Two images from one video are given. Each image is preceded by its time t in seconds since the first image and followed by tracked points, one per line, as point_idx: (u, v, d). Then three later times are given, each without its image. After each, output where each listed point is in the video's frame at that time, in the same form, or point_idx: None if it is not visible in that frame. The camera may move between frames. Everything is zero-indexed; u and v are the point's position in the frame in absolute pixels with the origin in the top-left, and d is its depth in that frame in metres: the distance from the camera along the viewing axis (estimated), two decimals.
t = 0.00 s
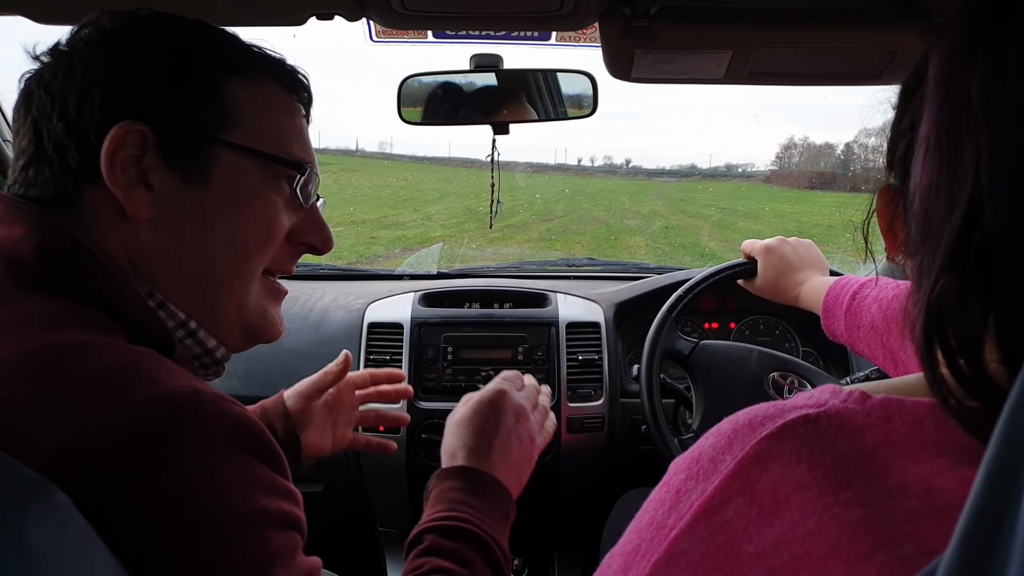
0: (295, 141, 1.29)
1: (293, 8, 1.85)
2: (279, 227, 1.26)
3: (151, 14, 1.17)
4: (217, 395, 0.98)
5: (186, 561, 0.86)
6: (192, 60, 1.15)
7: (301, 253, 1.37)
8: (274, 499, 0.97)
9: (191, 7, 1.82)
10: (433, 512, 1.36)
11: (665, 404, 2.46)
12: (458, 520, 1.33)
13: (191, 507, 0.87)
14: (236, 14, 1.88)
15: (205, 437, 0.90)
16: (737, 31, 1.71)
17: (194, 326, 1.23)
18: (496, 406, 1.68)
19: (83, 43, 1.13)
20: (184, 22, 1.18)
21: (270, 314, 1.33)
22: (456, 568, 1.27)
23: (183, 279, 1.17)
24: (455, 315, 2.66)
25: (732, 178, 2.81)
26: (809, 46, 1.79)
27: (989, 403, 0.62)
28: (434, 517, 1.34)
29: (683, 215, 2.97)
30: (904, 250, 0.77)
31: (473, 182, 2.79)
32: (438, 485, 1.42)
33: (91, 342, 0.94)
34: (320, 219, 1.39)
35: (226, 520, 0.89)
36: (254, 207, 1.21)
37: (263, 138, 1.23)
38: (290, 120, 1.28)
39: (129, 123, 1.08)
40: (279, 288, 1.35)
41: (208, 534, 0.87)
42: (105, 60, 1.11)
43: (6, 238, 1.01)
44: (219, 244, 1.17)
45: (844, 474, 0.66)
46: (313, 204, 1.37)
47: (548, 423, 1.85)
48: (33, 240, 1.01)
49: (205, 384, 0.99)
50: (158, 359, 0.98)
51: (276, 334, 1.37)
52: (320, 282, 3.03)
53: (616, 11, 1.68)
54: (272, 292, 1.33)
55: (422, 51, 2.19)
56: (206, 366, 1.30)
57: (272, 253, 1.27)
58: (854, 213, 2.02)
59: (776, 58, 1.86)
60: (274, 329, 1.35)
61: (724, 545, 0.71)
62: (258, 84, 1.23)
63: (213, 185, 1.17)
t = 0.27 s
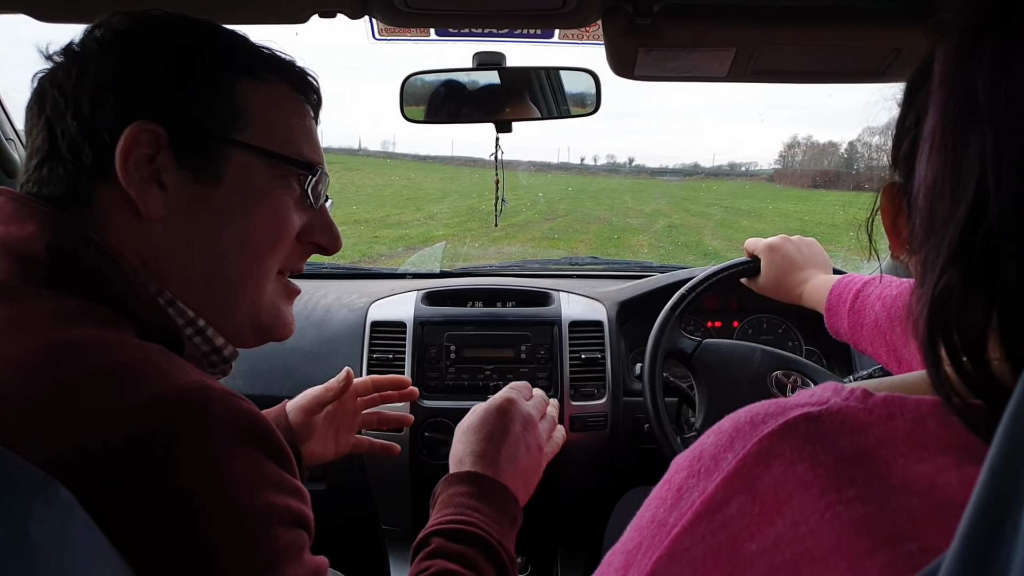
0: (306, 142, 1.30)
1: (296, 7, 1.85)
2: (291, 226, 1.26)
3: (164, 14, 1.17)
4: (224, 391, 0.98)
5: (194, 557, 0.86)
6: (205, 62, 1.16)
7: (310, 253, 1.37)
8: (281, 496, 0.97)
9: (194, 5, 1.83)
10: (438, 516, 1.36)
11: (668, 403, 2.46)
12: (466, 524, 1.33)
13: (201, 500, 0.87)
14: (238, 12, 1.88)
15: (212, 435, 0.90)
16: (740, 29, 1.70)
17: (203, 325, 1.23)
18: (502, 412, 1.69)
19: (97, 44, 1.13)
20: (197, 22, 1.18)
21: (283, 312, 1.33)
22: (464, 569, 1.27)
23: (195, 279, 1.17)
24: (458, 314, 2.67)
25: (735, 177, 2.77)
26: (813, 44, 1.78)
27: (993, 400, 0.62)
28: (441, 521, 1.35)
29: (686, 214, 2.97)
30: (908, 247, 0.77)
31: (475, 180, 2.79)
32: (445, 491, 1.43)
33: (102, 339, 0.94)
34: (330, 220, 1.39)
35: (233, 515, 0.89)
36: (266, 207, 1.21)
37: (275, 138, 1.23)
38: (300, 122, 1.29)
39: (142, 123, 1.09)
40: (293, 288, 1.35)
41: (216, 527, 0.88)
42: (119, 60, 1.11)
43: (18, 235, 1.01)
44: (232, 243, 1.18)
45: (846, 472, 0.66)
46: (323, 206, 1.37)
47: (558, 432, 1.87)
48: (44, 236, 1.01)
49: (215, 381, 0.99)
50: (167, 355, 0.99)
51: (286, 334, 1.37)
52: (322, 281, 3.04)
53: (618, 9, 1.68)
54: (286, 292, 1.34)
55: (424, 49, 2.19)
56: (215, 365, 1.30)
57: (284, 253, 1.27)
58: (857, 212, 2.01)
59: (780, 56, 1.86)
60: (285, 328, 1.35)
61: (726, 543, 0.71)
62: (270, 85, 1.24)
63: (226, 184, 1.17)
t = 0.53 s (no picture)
0: (290, 116, 1.29)
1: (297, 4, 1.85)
2: (280, 202, 1.26)
3: None
4: (221, 389, 0.98)
5: (192, 557, 0.87)
6: (180, 36, 1.15)
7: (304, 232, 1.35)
8: (280, 496, 0.97)
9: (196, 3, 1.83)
10: (446, 516, 1.37)
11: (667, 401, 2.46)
12: (472, 524, 1.34)
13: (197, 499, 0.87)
14: (239, 10, 1.88)
15: (211, 433, 0.91)
16: (741, 28, 1.70)
17: (196, 320, 1.23)
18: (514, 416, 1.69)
19: (65, 23, 1.13)
20: None
21: (278, 294, 1.32)
22: (467, 569, 1.28)
23: (184, 266, 1.17)
24: (458, 311, 2.67)
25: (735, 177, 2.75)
26: (813, 42, 1.78)
27: (990, 398, 0.62)
28: (448, 519, 1.36)
29: (687, 213, 2.97)
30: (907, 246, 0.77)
31: (476, 178, 2.80)
32: (453, 492, 1.43)
33: (98, 337, 0.94)
34: (320, 195, 1.38)
35: (230, 515, 0.89)
36: (253, 188, 1.21)
37: (256, 116, 1.23)
38: (283, 97, 1.28)
39: (121, 107, 1.08)
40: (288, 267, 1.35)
41: (213, 526, 0.88)
42: (90, 40, 1.11)
43: (4, 230, 1.01)
44: (219, 227, 1.18)
45: (844, 470, 0.66)
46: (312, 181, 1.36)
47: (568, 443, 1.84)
48: (31, 233, 1.02)
49: (209, 380, 0.99)
50: (160, 352, 0.99)
51: (283, 315, 1.37)
52: (322, 279, 3.06)
53: (619, 8, 1.68)
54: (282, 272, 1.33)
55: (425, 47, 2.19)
56: (208, 360, 1.29)
57: (277, 233, 1.26)
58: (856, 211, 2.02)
59: (781, 55, 1.86)
60: (279, 311, 1.34)
61: (725, 540, 0.71)
62: (250, 60, 1.23)
63: (211, 168, 1.17)
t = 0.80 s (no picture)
0: (281, 114, 1.29)
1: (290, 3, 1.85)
2: (270, 202, 1.26)
3: None
4: (207, 390, 0.97)
5: (180, 557, 0.86)
6: (174, 32, 1.13)
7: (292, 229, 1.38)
8: (269, 497, 0.97)
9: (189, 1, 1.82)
10: (442, 522, 1.37)
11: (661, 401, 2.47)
12: (468, 530, 1.34)
13: (185, 501, 0.87)
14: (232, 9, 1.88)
15: (198, 432, 0.90)
16: (733, 28, 1.70)
17: (181, 319, 1.22)
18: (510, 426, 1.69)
19: (51, 15, 1.10)
20: None
21: (258, 304, 1.32)
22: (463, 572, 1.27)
23: (172, 267, 1.17)
24: (451, 311, 2.67)
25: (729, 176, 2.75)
26: (806, 42, 1.79)
27: (977, 398, 0.63)
28: (445, 525, 1.36)
29: (681, 213, 2.98)
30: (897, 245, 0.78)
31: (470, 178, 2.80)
32: (449, 499, 1.44)
33: (77, 338, 0.94)
34: (309, 192, 1.39)
35: (220, 514, 0.89)
36: (242, 188, 1.21)
37: (247, 115, 1.22)
38: (274, 94, 1.28)
39: (109, 106, 1.07)
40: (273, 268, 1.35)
41: (200, 527, 0.87)
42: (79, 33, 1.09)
43: None
44: (207, 227, 1.18)
45: (834, 468, 0.66)
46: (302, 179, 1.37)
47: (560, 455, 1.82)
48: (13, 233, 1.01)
49: (197, 380, 0.99)
50: (146, 352, 0.98)
51: (263, 321, 1.36)
52: (315, 278, 3.02)
53: (612, 7, 1.68)
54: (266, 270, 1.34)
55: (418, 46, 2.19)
56: (193, 360, 1.30)
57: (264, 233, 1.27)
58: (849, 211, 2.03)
59: (774, 55, 1.86)
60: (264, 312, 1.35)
61: (715, 539, 0.71)
62: (243, 55, 1.22)
63: (201, 168, 1.17)
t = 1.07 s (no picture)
0: (263, 107, 1.28)
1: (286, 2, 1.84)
2: (253, 197, 1.26)
3: None
4: (203, 389, 0.97)
5: (176, 555, 0.86)
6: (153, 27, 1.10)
7: (278, 222, 1.38)
8: (264, 493, 0.97)
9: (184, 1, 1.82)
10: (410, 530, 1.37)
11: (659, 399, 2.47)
12: (439, 534, 1.34)
13: (179, 497, 0.87)
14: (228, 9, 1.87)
15: (195, 430, 0.90)
16: (730, 26, 1.70)
17: (173, 313, 1.23)
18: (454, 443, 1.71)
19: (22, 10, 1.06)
20: None
21: (246, 292, 1.33)
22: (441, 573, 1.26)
23: (158, 266, 1.17)
24: (449, 310, 2.66)
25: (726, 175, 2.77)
26: (802, 40, 1.79)
27: (975, 395, 0.63)
28: (416, 533, 1.35)
29: (678, 212, 2.95)
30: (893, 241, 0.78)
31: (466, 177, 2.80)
32: (416, 507, 1.43)
33: (69, 336, 0.93)
34: (294, 183, 1.39)
35: (215, 511, 0.89)
36: (225, 186, 1.21)
37: (228, 112, 1.21)
38: (257, 86, 1.27)
39: (86, 106, 1.06)
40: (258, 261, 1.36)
41: (195, 524, 0.87)
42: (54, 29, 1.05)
43: None
44: (192, 226, 1.17)
45: (832, 464, 0.66)
46: (286, 172, 1.36)
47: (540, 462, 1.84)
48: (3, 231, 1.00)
49: (192, 379, 0.98)
50: (141, 352, 0.98)
51: (250, 313, 1.37)
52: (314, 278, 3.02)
53: (608, 6, 1.68)
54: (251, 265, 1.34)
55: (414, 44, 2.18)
56: (188, 353, 1.30)
57: (249, 230, 1.27)
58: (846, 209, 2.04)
59: (769, 53, 1.86)
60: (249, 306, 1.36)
61: (713, 536, 0.71)
62: (222, 48, 1.20)
63: (184, 167, 1.16)
